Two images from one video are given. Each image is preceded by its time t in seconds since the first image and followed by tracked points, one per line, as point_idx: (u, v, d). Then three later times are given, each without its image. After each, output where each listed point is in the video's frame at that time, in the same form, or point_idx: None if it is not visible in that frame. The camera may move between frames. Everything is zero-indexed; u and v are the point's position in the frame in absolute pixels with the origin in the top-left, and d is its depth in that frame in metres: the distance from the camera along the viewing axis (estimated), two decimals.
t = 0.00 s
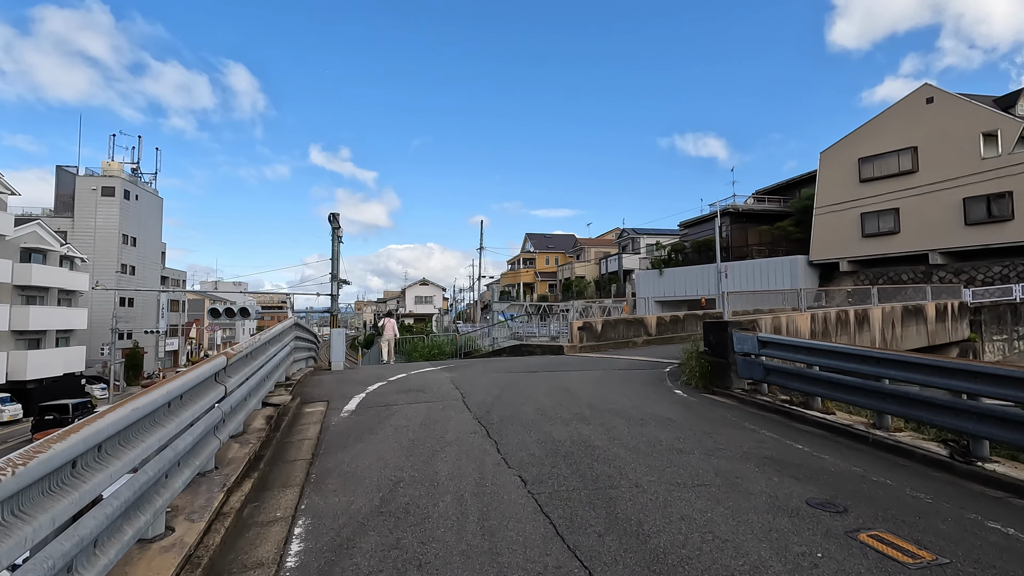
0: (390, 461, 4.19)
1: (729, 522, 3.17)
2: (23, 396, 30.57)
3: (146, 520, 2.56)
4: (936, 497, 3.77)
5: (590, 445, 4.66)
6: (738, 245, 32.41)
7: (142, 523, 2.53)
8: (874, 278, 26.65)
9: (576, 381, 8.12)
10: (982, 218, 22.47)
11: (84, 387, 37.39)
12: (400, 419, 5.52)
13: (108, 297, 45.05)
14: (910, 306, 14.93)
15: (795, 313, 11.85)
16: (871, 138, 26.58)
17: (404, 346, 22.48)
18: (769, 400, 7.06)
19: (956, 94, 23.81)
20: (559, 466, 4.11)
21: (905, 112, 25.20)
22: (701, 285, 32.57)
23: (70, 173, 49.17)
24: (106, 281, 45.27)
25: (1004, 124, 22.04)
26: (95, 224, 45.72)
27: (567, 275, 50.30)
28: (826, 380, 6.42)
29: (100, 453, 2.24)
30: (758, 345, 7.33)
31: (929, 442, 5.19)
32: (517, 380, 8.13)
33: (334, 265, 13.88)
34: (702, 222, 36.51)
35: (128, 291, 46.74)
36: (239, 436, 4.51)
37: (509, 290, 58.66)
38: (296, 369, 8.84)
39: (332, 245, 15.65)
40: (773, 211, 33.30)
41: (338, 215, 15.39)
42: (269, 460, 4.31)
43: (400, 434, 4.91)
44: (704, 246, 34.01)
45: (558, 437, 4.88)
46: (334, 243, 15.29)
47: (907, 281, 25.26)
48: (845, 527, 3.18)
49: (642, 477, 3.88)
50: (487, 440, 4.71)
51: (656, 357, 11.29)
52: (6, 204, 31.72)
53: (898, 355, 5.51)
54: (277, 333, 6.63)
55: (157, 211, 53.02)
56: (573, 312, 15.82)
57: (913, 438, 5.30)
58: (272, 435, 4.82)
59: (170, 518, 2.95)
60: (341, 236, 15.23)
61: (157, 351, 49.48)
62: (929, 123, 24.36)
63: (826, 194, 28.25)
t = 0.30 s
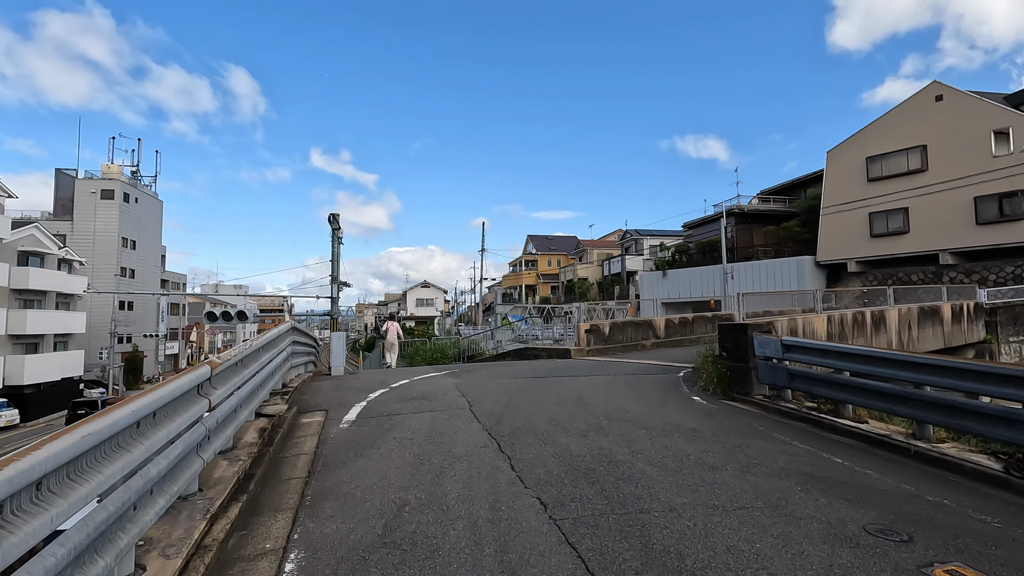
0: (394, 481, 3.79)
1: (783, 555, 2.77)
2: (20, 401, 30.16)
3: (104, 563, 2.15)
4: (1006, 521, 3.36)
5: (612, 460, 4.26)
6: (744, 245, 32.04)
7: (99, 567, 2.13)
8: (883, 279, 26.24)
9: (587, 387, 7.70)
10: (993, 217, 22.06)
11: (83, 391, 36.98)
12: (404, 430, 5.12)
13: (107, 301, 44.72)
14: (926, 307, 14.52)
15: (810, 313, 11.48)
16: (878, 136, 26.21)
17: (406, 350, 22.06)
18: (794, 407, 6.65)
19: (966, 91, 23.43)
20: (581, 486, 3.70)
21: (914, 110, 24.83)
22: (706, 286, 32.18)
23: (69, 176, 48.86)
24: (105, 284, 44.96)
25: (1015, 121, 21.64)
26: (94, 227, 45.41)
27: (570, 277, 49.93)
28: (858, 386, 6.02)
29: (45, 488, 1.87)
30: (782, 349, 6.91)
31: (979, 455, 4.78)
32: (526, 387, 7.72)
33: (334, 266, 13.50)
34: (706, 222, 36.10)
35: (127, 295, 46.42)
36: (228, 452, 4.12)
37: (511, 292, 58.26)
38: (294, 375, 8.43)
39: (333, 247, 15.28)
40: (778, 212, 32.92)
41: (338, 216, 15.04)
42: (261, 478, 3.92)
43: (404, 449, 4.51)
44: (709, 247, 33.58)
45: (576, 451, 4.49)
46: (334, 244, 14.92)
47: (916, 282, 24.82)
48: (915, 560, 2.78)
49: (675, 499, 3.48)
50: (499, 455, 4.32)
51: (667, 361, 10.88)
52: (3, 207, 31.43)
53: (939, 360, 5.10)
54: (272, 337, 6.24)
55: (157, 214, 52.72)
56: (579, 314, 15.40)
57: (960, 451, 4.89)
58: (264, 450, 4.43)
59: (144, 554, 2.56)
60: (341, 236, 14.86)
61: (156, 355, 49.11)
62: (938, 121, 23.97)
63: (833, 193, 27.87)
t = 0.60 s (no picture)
0: (401, 512, 3.41)
1: None
2: (13, 406, 29.68)
3: None
4: None
5: (639, 485, 3.88)
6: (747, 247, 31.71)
7: None
8: (889, 280, 25.88)
9: (599, 397, 7.32)
10: (1002, 217, 21.70)
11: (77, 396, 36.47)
12: (408, 449, 4.74)
13: (103, 305, 44.24)
14: (940, 309, 14.16)
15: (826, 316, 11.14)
16: (884, 135, 25.89)
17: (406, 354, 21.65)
18: (820, 419, 6.27)
19: (973, 89, 23.11)
20: (608, 518, 3.32)
21: (920, 109, 24.52)
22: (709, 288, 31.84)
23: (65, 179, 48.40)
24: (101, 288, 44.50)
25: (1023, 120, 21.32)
26: (90, 230, 44.94)
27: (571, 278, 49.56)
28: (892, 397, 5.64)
29: None
30: (807, 357, 6.54)
31: None
32: (536, 398, 7.34)
33: (333, 270, 13.12)
34: (709, 223, 35.80)
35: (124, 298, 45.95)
36: (216, 479, 3.73)
37: (511, 294, 57.89)
38: (291, 386, 8.04)
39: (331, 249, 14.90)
40: (782, 212, 32.60)
41: (337, 217, 14.66)
42: (252, 509, 3.52)
43: (410, 472, 4.13)
44: (712, 248, 33.24)
45: (597, 473, 4.10)
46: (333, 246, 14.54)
47: (924, 283, 24.47)
48: None
49: (716, 534, 3.10)
50: (515, 480, 3.93)
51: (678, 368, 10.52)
52: None
53: (985, 371, 4.73)
54: (268, 347, 5.87)
55: (153, 217, 52.27)
56: (585, 317, 15.00)
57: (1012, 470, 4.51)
58: (257, 474, 4.03)
59: None
60: (340, 238, 14.49)
61: (153, 359, 48.60)
62: (945, 120, 23.64)
63: (838, 193, 27.54)
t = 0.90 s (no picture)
0: (405, 534, 3.04)
1: None
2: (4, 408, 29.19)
3: None
4: None
5: (665, 500, 3.51)
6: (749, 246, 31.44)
7: None
8: (893, 280, 25.61)
9: (610, 400, 6.96)
10: (1008, 216, 21.42)
11: (70, 398, 35.99)
12: (410, 458, 4.37)
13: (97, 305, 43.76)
14: (952, 309, 13.84)
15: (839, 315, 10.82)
16: (887, 134, 25.62)
17: (405, 355, 21.28)
18: (846, 424, 5.92)
19: (979, 87, 22.84)
20: (639, 540, 2.96)
21: (924, 107, 24.25)
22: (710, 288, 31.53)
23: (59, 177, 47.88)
24: (95, 287, 43.99)
25: None
26: (84, 230, 44.43)
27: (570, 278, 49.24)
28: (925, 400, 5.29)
29: None
30: (831, 358, 6.19)
31: None
32: (543, 400, 6.98)
33: (330, 268, 12.76)
34: (710, 223, 35.52)
35: (118, 298, 45.43)
36: (198, 494, 3.36)
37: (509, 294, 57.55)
38: (285, 389, 7.65)
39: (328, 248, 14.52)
40: (784, 211, 32.35)
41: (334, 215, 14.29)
42: (238, 529, 3.15)
43: (413, 486, 3.76)
44: (713, 248, 32.94)
45: (619, 486, 3.74)
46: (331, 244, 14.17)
47: (928, 283, 24.23)
48: None
49: (762, 558, 2.76)
50: (529, 495, 3.56)
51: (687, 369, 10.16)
52: None
53: None
54: (260, 346, 5.49)
55: (149, 216, 51.79)
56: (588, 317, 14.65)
57: None
58: (243, 488, 3.65)
59: None
60: (337, 236, 14.11)
61: (148, 360, 48.09)
62: (950, 117, 23.37)
63: (841, 192, 27.26)
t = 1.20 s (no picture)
0: None
1: None
2: None
3: None
4: None
5: (701, 537, 3.13)
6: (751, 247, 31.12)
7: None
8: (899, 282, 25.29)
9: (623, 411, 6.57)
10: (1016, 217, 21.10)
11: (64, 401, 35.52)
12: (412, 484, 3.98)
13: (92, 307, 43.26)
14: (965, 312, 13.49)
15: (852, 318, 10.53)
16: (892, 134, 25.32)
17: (405, 359, 20.90)
18: (876, 439, 5.56)
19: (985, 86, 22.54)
20: None
21: (930, 106, 23.94)
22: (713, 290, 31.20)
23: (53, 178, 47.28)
24: (90, 289, 43.49)
25: None
26: (79, 231, 43.90)
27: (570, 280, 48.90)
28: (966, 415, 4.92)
29: None
30: (859, 369, 5.82)
31: None
32: (551, 411, 6.60)
33: (327, 271, 12.36)
34: (712, 224, 35.19)
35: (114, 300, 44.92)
36: (174, 532, 2.97)
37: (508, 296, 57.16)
38: (278, 399, 7.25)
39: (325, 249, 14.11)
40: (787, 212, 32.02)
41: (330, 216, 13.89)
42: None
43: (416, 518, 3.37)
44: (715, 249, 32.62)
45: (646, 519, 3.36)
46: (327, 246, 13.76)
47: (934, 284, 23.94)
48: None
49: None
50: (548, 532, 3.17)
51: (698, 376, 9.82)
52: None
53: None
54: (250, 359, 5.11)
55: (145, 217, 51.28)
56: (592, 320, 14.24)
57: None
58: (226, 522, 3.26)
59: None
60: (333, 238, 13.73)
61: (144, 362, 47.59)
62: (956, 117, 23.07)
63: (846, 193, 26.95)
